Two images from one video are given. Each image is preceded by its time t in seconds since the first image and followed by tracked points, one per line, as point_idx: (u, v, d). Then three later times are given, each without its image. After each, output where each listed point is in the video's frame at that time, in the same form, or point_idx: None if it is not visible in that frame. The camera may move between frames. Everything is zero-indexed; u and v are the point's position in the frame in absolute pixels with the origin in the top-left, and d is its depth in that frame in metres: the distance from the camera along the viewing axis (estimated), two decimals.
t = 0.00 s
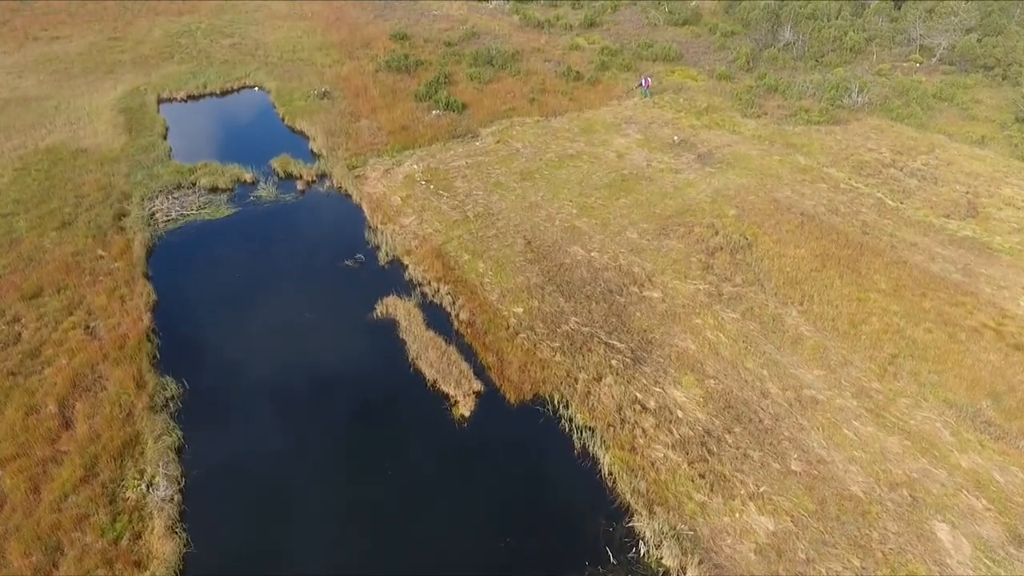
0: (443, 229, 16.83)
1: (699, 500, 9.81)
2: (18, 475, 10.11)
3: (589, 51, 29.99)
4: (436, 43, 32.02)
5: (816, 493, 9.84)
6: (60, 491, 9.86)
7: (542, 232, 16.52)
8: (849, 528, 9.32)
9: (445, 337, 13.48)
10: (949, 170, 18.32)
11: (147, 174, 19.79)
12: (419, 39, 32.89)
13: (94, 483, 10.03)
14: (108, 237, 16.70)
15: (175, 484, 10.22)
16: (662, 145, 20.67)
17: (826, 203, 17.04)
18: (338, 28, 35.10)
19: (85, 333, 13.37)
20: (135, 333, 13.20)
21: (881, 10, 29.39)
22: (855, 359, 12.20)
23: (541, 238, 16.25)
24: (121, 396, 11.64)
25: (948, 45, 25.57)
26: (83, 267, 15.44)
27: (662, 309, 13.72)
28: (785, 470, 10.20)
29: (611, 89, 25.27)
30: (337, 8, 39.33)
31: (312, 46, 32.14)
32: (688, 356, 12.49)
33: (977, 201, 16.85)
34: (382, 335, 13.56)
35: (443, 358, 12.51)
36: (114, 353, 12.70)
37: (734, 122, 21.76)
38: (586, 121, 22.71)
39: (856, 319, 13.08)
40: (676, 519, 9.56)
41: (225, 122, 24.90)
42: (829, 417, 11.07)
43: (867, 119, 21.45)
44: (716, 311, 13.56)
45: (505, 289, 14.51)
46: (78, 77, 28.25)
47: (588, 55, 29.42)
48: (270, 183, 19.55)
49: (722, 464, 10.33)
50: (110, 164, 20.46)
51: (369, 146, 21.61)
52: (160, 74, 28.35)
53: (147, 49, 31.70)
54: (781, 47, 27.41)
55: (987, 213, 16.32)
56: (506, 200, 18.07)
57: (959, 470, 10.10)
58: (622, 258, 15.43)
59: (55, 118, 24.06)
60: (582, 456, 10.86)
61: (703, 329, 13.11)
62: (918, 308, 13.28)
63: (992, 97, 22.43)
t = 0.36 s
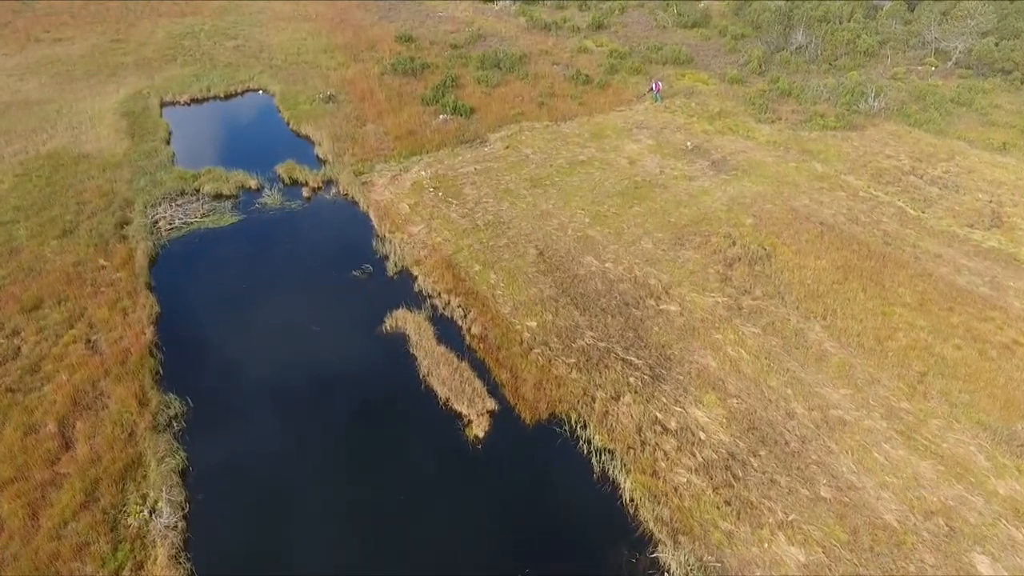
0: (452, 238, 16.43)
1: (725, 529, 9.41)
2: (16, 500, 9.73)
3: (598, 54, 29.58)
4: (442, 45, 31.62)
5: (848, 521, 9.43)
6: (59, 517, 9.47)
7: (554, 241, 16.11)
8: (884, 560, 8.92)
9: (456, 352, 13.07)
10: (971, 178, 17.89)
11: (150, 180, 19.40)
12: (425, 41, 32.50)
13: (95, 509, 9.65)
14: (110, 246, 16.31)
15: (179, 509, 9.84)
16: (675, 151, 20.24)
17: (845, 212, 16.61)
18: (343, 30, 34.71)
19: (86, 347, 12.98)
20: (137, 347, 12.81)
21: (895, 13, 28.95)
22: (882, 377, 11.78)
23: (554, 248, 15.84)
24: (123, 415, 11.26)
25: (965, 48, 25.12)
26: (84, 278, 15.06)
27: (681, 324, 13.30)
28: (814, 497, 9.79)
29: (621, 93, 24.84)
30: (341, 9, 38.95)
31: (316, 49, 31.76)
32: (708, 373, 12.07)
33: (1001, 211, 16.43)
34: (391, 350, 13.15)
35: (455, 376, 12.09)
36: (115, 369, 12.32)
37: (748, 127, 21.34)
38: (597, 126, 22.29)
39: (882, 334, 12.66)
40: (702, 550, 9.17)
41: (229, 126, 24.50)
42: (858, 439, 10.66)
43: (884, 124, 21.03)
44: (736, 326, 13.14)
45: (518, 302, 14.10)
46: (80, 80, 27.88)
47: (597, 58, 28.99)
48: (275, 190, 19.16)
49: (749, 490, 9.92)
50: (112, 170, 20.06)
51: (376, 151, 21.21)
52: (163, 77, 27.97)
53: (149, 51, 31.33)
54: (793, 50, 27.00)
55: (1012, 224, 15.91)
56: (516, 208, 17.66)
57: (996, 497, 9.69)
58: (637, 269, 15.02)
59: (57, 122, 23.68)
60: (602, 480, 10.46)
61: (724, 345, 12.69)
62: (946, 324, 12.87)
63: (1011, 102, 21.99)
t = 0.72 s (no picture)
0: (463, 248, 16.03)
1: (754, 561, 8.99)
2: (15, 525, 9.35)
3: (608, 57, 29.13)
4: (450, 48, 31.23)
5: (884, 553, 9.00)
6: (59, 545, 9.09)
7: (568, 252, 15.71)
8: None
9: (469, 368, 12.67)
10: (995, 186, 17.43)
11: (155, 186, 19.04)
12: (432, 43, 32.10)
13: (96, 535, 9.29)
14: (113, 255, 15.96)
15: (183, 536, 9.50)
16: (690, 157, 19.81)
17: (867, 222, 16.16)
18: (349, 32, 34.35)
19: (88, 361, 12.61)
20: (141, 362, 12.43)
21: (911, 16, 28.45)
22: (912, 398, 11.35)
23: (568, 258, 15.43)
24: (126, 435, 10.89)
25: (984, 52, 24.63)
26: (87, 288, 14.70)
27: (701, 339, 12.89)
28: (847, 526, 9.37)
29: (633, 97, 24.41)
30: (347, 11, 38.58)
31: (322, 51, 31.39)
32: (731, 392, 11.66)
33: None
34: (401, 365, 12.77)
35: (469, 393, 11.69)
36: (118, 385, 11.95)
37: (764, 133, 20.90)
38: (609, 131, 21.87)
39: (911, 352, 12.22)
40: None
41: (235, 131, 24.16)
42: (890, 464, 10.23)
43: (903, 131, 20.57)
44: (759, 342, 12.72)
45: (532, 315, 13.69)
46: (84, 83, 27.54)
47: (607, 61, 28.55)
48: (281, 197, 18.78)
49: (778, 518, 9.50)
50: (116, 176, 19.72)
51: (384, 157, 20.83)
52: (168, 80, 27.63)
53: (154, 54, 30.98)
54: (807, 53, 26.54)
55: None
56: (528, 216, 17.26)
57: None
58: (654, 281, 14.60)
59: (61, 126, 23.34)
60: (623, 507, 10.07)
61: (746, 362, 12.27)
62: (976, 341, 12.44)
63: None
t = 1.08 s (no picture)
0: (476, 258, 15.64)
1: None
2: (15, 551, 8.99)
3: (620, 60, 28.70)
4: (459, 50, 30.85)
5: None
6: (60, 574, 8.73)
7: (584, 262, 15.29)
8: None
9: (484, 385, 12.27)
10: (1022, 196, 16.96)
11: (161, 192, 18.69)
12: (441, 45, 31.72)
13: (98, 563, 8.93)
14: (119, 263, 15.61)
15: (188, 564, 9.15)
16: (706, 164, 19.36)
17: (891, 232, 15.71)
18: (356, 34, 34.01)
19: (92, 376, 12.25)
20: (146, 378, 12.07)
21: (929, 19, 27.94)
22: (947, 420, 10.91)
23: (584, 269, 15.02)
24: (131, 455, 10.53)
25: (1005, 56, 24.11)
26: (91, 298, 14.35)
27: (723, 356, 12.47)
28: (884, 558, 8.94)
29: (646, 101, 23.98)
30: (355, 12, 38.26)
31: (330, 53, 31.05)
32: (757, 413, 11.23)
33: None
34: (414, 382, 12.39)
35: (484, 412, 11.28)
36: (123, 401, 11.59)
37: (781, 139, 20.46)
38: (623, 136, 21.45)
39: (943, 371, 11.79)
40: None
41: (241, 136, 23.81)
42: (926, 491, 9.81)
43: (925, 137, 20.11)
44: (783, 359, 12.30)
45: (548, 329, 13.29)
46: (90, 85, 27.26)
47: (619, 64, 28.12)
48: (290, 203, 18.41)
49: (810, 549, 9.08)
50: (122, 181, 19.38)
51: (393, 163, 20.46)
52: (174, 82, 27.31)
53: (160, 55, 30.70)
54: (824, 57, 26.07)
55: None
56: (542, 224, 16.85)
57: None
58: (673, 293, 14.18)
59: (66, 129, 23.04)
60: (647, 535, 9.67)
61: (771, 381, 11.85)
62: (1011, 360, 11.99)
63: None
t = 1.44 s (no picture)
0: (489, 268, 15.24)
1: None
2: None
3: (632, 63, 28.28)
4: (468, 53, 30.46)
5: None
6: None
7: (600, 273, 14.88)
8: None
9: (500, 402, 11.86)
10: None
11: (168, 198, 18.34)
12: (450, 47, 31.34)
13: None
14: (124, 272, 15.28)
15: None
16: (723, 171, 18.92)
17: (917, 244, 15.26)
18: (364, 36, 33.66)
19: (97, 392, 11.90)
20: (152, 394, 11.71)
21: (947, 22, 27.42)
22: (983, 444, 10.49)
23: (600, 281, 14.61)
24: (136, 476, 10.17)
25: None
26: (96, 309, 14.00)
27: (747, 373, 12.04)
28: None
29: (660, 105, 23.55)
30: (363, 13, 37.95)
31: (338, 55, 30.71)
32: (785, 434, 10.82)
33: None
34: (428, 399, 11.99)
35: (501, 432, 10.89)
36: (128, 418, 11.23)
37: (799, 145, 20.02)
38: (637, 142, 21.04)
39: (977, 391, 11.36)
40: None
41: (249, 139, 23.41)
42: (965, 521, 9.39)
43: (947, 144, 19.64)
44: (810, 377, 11.87)
45: (565, 344, 12.87)
46: (96, 87, 26.96)
47: (631, 67, 27.69)
48: (298, 210, 18.04)
49: None
50: (127, 187, 19.05)
51: (403, 168, 20.08)
52: (181, 85, 27.00)
53: (167, 57, 30.41)
54: (840, 61, 25.59)
55: None
56: (557, 233, 16.45)
57: None
58: (693, 306, 13.75)
59: (72, 132, 22.74)
60: (672, 565, 9.26)
61: (799, 401, 11.42)
62: None
63: None
